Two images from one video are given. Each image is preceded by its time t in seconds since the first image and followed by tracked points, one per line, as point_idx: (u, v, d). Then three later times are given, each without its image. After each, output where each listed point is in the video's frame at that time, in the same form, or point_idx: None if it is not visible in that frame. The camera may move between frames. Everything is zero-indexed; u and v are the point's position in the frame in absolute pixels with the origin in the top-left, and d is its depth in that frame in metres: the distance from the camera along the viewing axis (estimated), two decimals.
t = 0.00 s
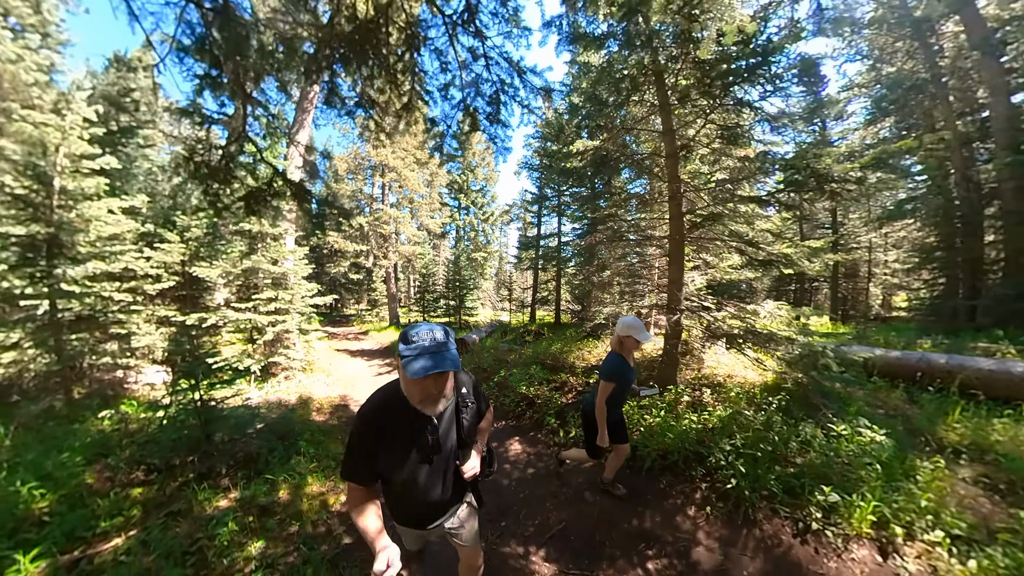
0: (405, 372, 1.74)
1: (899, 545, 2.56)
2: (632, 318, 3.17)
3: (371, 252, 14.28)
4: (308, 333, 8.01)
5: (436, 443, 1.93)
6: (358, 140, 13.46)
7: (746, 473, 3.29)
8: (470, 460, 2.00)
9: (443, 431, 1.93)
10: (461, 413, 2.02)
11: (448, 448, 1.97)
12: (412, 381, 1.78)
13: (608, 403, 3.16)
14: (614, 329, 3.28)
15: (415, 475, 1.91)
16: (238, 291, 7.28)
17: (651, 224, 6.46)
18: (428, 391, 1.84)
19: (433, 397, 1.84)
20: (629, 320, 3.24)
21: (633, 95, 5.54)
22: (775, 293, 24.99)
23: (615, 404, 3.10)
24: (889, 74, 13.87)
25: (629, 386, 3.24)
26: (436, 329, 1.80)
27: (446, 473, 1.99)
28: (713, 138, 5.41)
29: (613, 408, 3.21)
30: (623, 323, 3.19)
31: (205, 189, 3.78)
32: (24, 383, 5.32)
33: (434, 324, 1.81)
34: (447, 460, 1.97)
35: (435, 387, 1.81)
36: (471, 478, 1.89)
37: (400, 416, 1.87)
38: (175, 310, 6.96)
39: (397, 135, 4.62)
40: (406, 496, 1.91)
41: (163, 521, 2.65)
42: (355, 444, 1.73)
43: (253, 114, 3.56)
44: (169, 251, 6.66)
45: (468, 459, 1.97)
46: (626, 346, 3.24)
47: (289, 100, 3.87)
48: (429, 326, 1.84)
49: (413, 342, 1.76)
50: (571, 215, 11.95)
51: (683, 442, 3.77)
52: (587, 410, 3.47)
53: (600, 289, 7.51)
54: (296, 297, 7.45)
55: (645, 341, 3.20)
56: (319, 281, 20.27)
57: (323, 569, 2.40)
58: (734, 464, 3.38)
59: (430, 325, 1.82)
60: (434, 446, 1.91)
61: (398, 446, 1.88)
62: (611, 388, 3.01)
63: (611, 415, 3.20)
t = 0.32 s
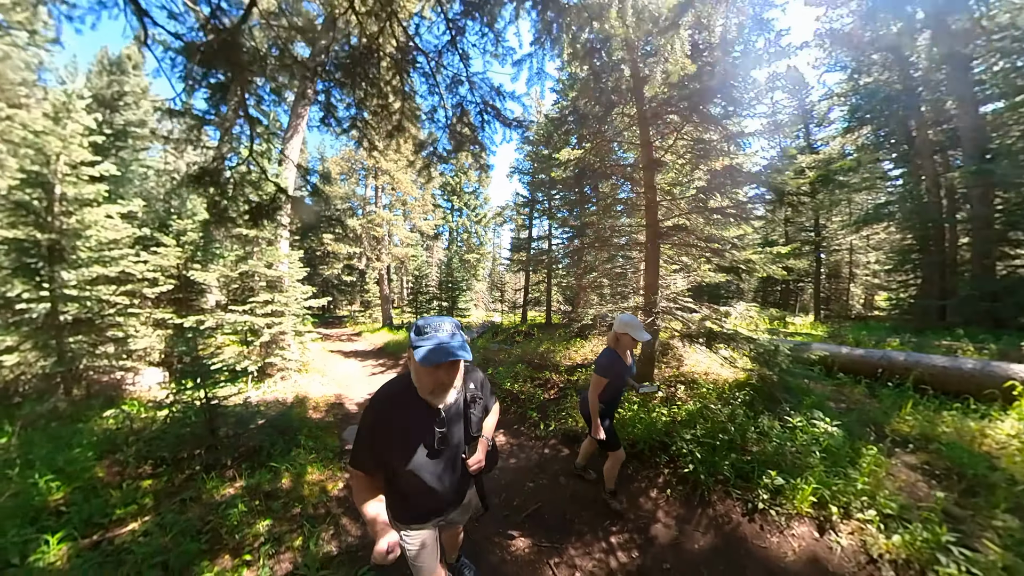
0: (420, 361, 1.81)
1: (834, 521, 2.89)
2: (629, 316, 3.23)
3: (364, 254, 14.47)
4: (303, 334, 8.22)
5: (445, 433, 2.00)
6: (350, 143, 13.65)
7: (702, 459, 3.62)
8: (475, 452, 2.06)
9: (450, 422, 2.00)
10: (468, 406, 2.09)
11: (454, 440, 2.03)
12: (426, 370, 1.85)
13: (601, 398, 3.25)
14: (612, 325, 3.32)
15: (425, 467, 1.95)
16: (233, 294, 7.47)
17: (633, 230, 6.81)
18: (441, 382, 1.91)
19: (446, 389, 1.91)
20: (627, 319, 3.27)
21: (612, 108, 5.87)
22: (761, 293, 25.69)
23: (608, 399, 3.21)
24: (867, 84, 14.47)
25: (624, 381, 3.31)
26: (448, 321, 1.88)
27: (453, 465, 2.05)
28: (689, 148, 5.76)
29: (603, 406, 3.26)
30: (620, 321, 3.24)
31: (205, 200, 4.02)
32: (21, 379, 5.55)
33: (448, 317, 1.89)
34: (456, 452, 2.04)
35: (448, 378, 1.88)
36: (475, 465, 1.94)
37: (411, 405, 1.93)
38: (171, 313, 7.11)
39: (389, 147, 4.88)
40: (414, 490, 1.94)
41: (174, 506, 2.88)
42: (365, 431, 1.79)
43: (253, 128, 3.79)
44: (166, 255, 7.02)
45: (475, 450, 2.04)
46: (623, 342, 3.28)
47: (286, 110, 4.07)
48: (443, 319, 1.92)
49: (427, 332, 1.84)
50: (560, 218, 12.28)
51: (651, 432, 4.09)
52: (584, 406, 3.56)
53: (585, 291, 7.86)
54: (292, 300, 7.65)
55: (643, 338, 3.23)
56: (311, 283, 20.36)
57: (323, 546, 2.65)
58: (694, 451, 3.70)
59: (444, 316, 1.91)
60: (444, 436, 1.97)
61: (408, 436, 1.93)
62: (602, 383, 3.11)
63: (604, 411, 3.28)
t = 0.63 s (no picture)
0: (425, 375, 1.85)
1: (775, 492, 3.30)
2: (630, 321, 3.17)
3: (357, 256, 14.69)
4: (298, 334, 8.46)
5: (452, 442, 2.06)
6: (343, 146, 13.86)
7: (663, 440, 3.98)
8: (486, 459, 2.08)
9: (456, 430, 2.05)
10: (475, 415, 2.12)
11: (462, 448, 2.07)
12: (431, 384, 1.88)
13: (603, 402, 3.28)
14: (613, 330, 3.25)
15: (435, 477, 2.01)
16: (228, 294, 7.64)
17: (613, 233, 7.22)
18: (446, 394, 1.94)
19: (452, 400, 1.94)
20: (628, 322, 3.20)
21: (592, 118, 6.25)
22: (746, 292, 26.46)
23: (612, 406, 3.25)
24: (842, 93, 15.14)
25: (628, 388, 3.28)
26: (450, 333, 1.90)
27: (463, 471, 2.11)
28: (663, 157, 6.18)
29: (609, 410, 3.31)
30: (621, 326, 3.18)
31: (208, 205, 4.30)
32: (24, 376, 6.00)
33: (449, 328, 1.91)
34: (465, 459, 2.10)
35: (453, 390, 1.92)
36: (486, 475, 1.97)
37: (417, 416, 1.99)
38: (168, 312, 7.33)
39: (380, 155, 5.16)
40: (426, 498, 2.01)
41: (185, 486, 3.16)
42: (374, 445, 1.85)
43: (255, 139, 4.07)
44: (163, 256, 7.17)
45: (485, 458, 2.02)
46: (624, 347, 3.25)
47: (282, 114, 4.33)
48: (445, 330, 1.95)
49: (430, 344, 1.89)
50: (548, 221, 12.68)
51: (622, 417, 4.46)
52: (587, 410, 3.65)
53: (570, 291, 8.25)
54: (287, 300, 7.91)
55: (644, 342, 3.16)
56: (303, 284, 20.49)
57: (324, 517, 2.95)
58: (656, 432, 4.07)
59: (446, 327, 1.94)
60: (452, 445, 2.04)
61: (417, 450, 1.97)
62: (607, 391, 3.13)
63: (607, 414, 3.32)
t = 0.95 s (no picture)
0: (416, 370, 2.08)
1: (716, 477, 3.80)
2: (621, 326, 3.38)
3: (349, 259, 15.02)
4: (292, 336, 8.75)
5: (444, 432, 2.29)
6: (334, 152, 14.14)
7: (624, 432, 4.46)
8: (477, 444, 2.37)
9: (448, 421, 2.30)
10: (464, 404, 2.39)
11: (454, 435, 2.34)
12: (421, 378, 2.11)
13: (596, 404, 3.52)
14: (605, 334, 3.49)
15: (429, 463, 2.26)
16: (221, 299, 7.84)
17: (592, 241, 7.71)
18: (436, 389, 2.18)
19: (441, 393, 2.19)
20: (619, 327, 3.44)
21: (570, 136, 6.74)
22: (730, 293, 27.29)
23: (604, 406, 3.47)
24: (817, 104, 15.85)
25: (618, 389, 3.53)
26: (440, 333, 2.12)
27: (454, 457, 2.35)
28: (637, 171, 6.68)
29: (601, 411, 3.53)
30: (613, 330, 3.39)
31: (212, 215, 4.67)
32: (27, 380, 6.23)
33: (439, 328, 2.13)
34: (456, 444, 2.34)
35: (442, 382, 2.16)
36: (479, 463, 2.24)
37: (409, 409, 2.19)
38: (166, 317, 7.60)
39: (372, 172, 5.56)
40: (421, 481, 2.26)
41: (196, 476, 3.51)
42: (370, 440, 2.03)
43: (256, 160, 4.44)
44: (161, 263, 7.46)
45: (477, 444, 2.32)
46: (615, 350, 3.49)
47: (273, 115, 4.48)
48: (435, 329, 2.17)
49: (419, 342, 2.11)
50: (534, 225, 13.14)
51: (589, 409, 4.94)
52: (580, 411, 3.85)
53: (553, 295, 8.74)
54: (282, 304, 8.18)
55: (635, 346, 3.39)
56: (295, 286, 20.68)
57: (321, 498, 3.36)
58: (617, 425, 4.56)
59: (432, 325, 2.18)
60: (444, 433, 2.26)
61: (411, 441, 2.18)
62: (598, 394, 3.35)
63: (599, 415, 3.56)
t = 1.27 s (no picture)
0: (436, 387, 1.98)
1: (675, 467, 4.16)
2: (625, 340, 3.53)
3: (340, 261, 15.21)
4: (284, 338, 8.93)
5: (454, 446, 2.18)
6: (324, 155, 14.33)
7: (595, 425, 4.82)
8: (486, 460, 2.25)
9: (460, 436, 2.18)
10: (475, 418, 2.29)
11: (465, 450, 2.22)
12: (440, 394, 2.00)
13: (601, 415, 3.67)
14: (610, 347, 3.62)
15: (437, 478, 2.14)
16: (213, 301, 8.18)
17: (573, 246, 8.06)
18: (452, 404, 2.08)
19: (456, 408, 2.09)
20: (623, 339, 3.57)
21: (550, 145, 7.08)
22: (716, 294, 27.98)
23: (608, 419, 3.62)
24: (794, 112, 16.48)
25: (621, 400, 3.68)
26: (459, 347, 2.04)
27: (465, 473, 2.25)
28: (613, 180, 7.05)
29: (606, 423, 3.67)
30: (618, 345, 3.55)
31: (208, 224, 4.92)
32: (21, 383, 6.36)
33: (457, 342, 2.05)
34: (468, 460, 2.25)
35: (461, 399, 2.07)
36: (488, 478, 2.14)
37: (421, 422, 2.10)
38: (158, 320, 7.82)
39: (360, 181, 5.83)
40: (426, 496, 2.14)
41: (194, 468, 3.78)
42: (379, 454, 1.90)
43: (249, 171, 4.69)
44: (153, 266, 7.78)
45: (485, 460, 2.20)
46: (620, 362, 3.63)
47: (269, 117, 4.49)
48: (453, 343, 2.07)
49: (437, 358, 2.00)
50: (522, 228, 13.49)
51: (564, 405, 5.30)
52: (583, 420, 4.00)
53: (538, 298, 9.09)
54: (273, 306, 8.32)
55: (639, 358, 3.54)
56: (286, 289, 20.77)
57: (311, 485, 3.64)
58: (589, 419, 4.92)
59: (451, 342, 2.09)
60: (456, 448, 2.18)
61: (420, 455, 2.07)
62: (603, 407, 3.51)
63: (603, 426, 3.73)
